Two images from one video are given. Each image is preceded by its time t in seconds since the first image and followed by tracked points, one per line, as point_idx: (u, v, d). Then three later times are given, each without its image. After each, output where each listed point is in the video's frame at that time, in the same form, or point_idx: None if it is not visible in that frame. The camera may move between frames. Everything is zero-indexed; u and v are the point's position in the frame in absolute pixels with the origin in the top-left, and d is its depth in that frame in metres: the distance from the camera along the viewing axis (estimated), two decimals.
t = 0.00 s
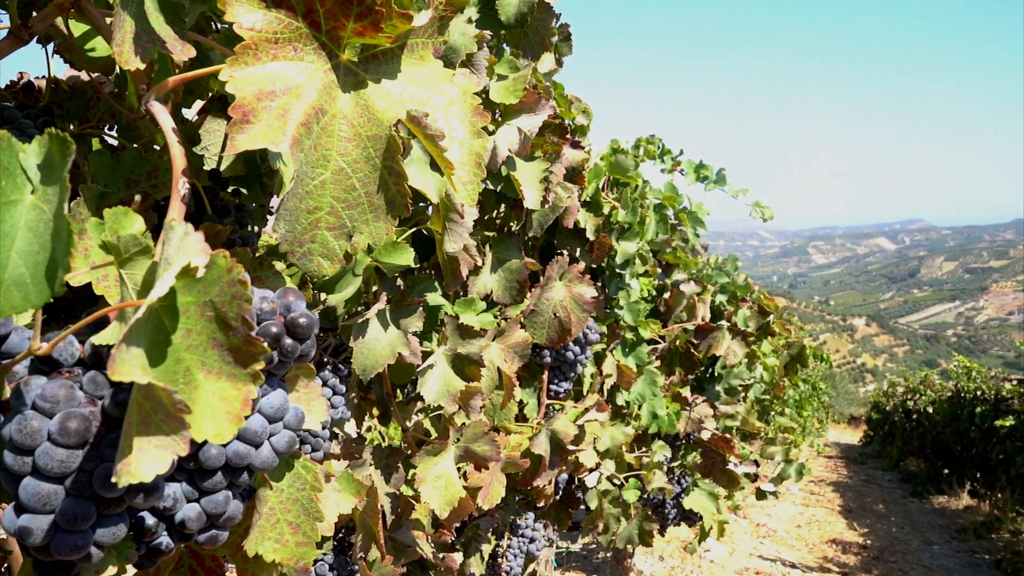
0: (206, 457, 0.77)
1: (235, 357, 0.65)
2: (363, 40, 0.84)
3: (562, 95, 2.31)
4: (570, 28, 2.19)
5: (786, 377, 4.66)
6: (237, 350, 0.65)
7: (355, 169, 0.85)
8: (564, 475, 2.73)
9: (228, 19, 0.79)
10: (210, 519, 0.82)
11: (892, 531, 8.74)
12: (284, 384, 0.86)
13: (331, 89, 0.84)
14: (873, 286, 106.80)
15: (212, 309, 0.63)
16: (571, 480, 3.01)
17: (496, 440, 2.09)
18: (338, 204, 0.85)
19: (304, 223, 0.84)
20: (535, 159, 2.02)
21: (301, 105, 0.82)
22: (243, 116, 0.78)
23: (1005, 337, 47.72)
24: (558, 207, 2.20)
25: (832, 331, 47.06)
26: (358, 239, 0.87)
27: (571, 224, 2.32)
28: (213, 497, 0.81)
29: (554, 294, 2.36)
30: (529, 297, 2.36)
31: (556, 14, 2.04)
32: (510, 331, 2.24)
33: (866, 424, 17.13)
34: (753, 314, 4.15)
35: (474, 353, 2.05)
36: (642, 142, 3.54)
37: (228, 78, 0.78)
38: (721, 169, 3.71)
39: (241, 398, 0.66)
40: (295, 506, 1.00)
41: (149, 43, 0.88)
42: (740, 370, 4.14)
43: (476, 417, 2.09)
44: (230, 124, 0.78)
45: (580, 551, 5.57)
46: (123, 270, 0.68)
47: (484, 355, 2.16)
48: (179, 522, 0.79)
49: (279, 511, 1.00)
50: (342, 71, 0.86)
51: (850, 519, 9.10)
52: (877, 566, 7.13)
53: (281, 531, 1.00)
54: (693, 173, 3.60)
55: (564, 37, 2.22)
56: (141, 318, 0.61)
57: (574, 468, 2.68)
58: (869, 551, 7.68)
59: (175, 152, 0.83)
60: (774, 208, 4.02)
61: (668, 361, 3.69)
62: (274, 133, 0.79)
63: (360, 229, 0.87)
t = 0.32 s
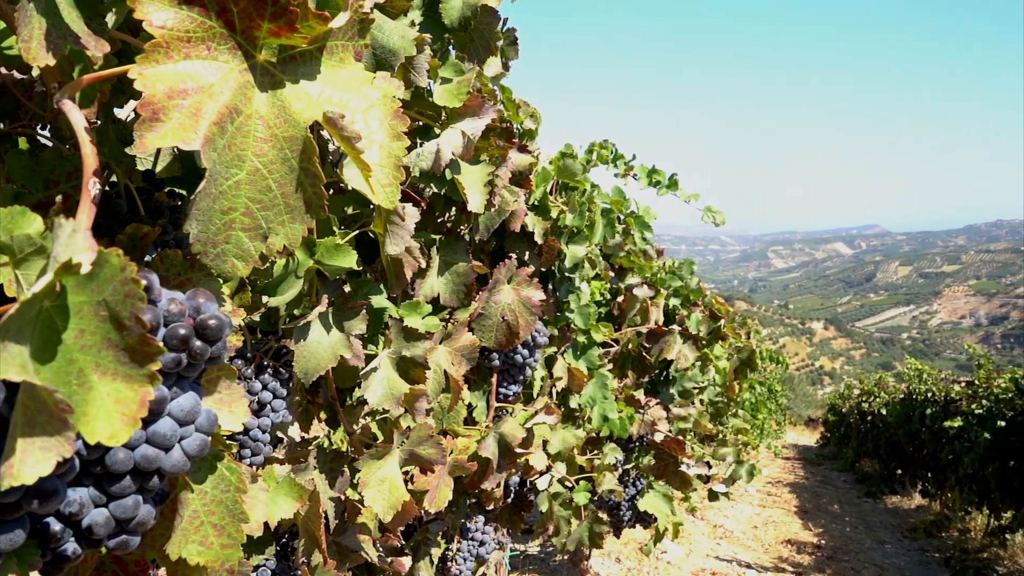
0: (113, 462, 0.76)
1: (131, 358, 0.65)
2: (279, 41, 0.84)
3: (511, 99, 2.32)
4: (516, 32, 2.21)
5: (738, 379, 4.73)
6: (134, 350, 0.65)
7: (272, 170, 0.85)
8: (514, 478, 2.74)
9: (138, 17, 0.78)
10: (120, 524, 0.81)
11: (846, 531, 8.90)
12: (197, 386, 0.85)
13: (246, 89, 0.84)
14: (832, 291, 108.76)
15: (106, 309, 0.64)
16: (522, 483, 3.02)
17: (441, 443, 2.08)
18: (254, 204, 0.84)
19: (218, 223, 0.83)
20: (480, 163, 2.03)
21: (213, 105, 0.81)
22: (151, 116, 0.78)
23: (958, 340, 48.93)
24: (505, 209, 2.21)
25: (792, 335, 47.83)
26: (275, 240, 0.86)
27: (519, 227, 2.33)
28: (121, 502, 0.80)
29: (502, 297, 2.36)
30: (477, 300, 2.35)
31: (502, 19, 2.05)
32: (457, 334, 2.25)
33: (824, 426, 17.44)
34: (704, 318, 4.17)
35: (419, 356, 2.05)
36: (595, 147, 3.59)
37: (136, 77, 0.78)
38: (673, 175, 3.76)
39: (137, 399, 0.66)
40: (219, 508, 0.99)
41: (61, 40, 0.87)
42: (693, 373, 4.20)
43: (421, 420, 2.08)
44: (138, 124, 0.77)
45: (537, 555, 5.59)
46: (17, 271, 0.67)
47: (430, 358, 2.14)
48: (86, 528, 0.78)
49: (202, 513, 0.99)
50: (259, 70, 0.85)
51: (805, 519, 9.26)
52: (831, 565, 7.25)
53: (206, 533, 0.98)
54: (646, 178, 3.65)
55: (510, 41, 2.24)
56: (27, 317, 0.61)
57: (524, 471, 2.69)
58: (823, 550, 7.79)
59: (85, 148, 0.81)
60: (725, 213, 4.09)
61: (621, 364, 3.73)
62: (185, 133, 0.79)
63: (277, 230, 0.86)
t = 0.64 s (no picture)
0: (40, 463, 0.75)
1: (53, 358, 0.64)
2: (213, 41, 0.83)
3: (471, 100, 2.33)
4: (476, 33, 2.22)
5: (703, 379, 4.77)
6: (55, 351, 0.64)
7: (207, 171, 0.84)
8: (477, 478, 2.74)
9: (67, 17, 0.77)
10: (49, 527, 0.80)
11: (813, 529, 8.99)
12: (130, 385, 0.84)
13: (180, 90, 0.83)
14: (803, 292, 110.06)
15: (25, 309, 0.63)
16: (487, 483, 3.02)
17: (400, 443, 2.08)
18: (190, 205, 0.83)
19: (153, 224, 0.82)
20: (438, 163, 2.03)
21: (144, 107, 0.80)
22: (81, 118, 0.76)
23: (925, 341, 49.74)
24: (465, 209, 2.22)
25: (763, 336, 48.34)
26: (210, 241, 0.86)
27: (480, 227, 2.34)
28: (50, 503, 0.79)
29: (463, 297, 2.37)
30: (438, 300, 2.35)
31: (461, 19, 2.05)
32: (417, 335, 2.25)
33: (793, 426, 17.65)
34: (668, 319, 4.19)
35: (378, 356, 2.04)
36: (560, 148, 3.61)
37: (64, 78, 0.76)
38: (639, 176, 3.78)
39: (58, 400, 0.65)
40: (161, 508, 0.98)
41: None
42: (658, 374, 4.23)
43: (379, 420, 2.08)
44: (66, 126, 0.76)
45: (506, 555, 5.59)
46: None
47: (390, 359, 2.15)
48: (12, 530, 0.77)
49: (145, 514, 0.97)
50: (194, 71, 0.84)
51: (773, 518, 9.35)
52: (797, 562, 7.32)
53: (148, 533, 0.97)
54: (611, 179, 3.67)
55: (469, 42, 2.25)
56: None
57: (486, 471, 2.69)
58: (790, 548, 7.87)
59: (17, 149, 0.79)
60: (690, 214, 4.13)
61: (586, 364, 3.75)
62: (115, 136, 0.78)
63: (212, 231, 0.85)
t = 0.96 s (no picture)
0: None
1: None
2: (138, 34, 0.83)
3: (427, 98, 2.33)
4: (430, 32, 2.22)
5: (665, 379, 4.81)
6: None
7: (131, 164, 0.83)
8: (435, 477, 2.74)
9: None
10: None
11: (778, 526, 9.11)
12: (50, 384, 0.83)
13: (103, 82, 0.82)
14: (771, 293, 111.38)
15: None
16: (447, 482, 3.02)
17: (354, 443, 2.07)
18: (113, 200, 0.82)
19: (74, 219, 0.81)
20: (392, 162, 2.02)
21: (64, 99, 0.79)
22: None
23: (889, 340, 50.60)
24: (420, 210, 2.24)
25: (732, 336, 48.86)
26: (134, 236, 0.85)
27: (436, 226, 2.34)
28: None
29: (419, 296, 2.36)
30: (394, 300, 2.35)
31: (415, 17, 2.06)
32: (373, 334, 2.24)
33: (760, 425, 17.86)
34: (628, 317, 4.18)
35: (331, 356, 2.04)
36: (522, 148, 3.63)
37: None
38: (600, 176, 3.80)
39: None
40: (90, 508, 0.97)
41: None
42: (621, 373, 4.25)
43: (333, 420, 2.06)
44: None
45: (472, 556, 5.59)
46: None
47: (344, 359, 2.14)
48: None
49: (74, 514, 0.96)
50: (118, 64, 0.83)
51: (739, 515, 9.46)
52: (761, 559, 7.41)
53: (76, 534, 0.96)
54: (572, 179, 3.68)
55: (424, 41, 2.25)
56: None
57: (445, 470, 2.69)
58: (754, 545, 7.97)
59: None
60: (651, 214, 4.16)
61: (548, 364, 3.77)
62: (33, 126, 0.76)
63: (136, 226, 0.85)
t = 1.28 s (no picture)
0: None
1: None
2: (54, 28, 0.81)
3: (381, 97, 2.33)
4: (383, 30, 2.22)
5: (626, 377, 4.86)
6: None
7: (48, 161, 0.81)
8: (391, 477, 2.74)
9: None
10: None
11: (742, 522, 9.21)
12: None
13: (18, 77, 0.80)
14: (740, 291, 112.58)
15: None
16: (405, 481, 3.02)
17: (304, 443, 2.06)
18: (28, 196, 0.82)
19: None
20: (343, 160, 2.02)
21: None
22: None
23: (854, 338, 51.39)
24: (372, 208, 2.23)
25: (701, 334, 49.30)
26: (51, 234, 0.84)
27: (389, 224, 2.33)
28: None
29: (372, 295, 2.36)
30: (347, 299, 2.34)
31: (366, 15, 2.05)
32: (325, 333, 2.23)
33: (727, 422, 18.06)
34: (587, 316, 4.22)
35: (280, 355, 2.02)
36: (483, 146, 3.63)
37: None
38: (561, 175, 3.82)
39: None
40: (11, 510, 0.95)
41: None
42: (583, 372, 4.27)
43: (282, 420, 2.04)
44: None
45: (436, 555, 5.58)
46: None
47: (296, 358, 2.13)
48: None
49: None
50: (34, 58, 0.81)
51: (704, 512, 9.56)
52: (725, 555, 7.49)
53: None
54: (533, 178, 3.69)
55: (377, 39, 2.24)
56: None
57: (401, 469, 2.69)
58: (718, 541, 8.05)
59: None
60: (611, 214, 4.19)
61: (508, 362, 3.78)
62: None
63: (54, 224, 0.84)
